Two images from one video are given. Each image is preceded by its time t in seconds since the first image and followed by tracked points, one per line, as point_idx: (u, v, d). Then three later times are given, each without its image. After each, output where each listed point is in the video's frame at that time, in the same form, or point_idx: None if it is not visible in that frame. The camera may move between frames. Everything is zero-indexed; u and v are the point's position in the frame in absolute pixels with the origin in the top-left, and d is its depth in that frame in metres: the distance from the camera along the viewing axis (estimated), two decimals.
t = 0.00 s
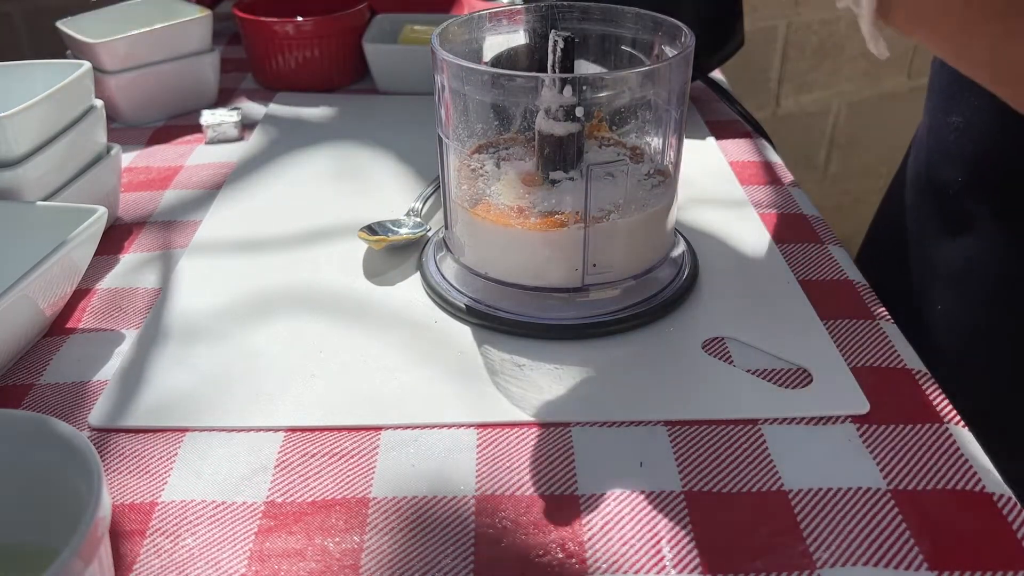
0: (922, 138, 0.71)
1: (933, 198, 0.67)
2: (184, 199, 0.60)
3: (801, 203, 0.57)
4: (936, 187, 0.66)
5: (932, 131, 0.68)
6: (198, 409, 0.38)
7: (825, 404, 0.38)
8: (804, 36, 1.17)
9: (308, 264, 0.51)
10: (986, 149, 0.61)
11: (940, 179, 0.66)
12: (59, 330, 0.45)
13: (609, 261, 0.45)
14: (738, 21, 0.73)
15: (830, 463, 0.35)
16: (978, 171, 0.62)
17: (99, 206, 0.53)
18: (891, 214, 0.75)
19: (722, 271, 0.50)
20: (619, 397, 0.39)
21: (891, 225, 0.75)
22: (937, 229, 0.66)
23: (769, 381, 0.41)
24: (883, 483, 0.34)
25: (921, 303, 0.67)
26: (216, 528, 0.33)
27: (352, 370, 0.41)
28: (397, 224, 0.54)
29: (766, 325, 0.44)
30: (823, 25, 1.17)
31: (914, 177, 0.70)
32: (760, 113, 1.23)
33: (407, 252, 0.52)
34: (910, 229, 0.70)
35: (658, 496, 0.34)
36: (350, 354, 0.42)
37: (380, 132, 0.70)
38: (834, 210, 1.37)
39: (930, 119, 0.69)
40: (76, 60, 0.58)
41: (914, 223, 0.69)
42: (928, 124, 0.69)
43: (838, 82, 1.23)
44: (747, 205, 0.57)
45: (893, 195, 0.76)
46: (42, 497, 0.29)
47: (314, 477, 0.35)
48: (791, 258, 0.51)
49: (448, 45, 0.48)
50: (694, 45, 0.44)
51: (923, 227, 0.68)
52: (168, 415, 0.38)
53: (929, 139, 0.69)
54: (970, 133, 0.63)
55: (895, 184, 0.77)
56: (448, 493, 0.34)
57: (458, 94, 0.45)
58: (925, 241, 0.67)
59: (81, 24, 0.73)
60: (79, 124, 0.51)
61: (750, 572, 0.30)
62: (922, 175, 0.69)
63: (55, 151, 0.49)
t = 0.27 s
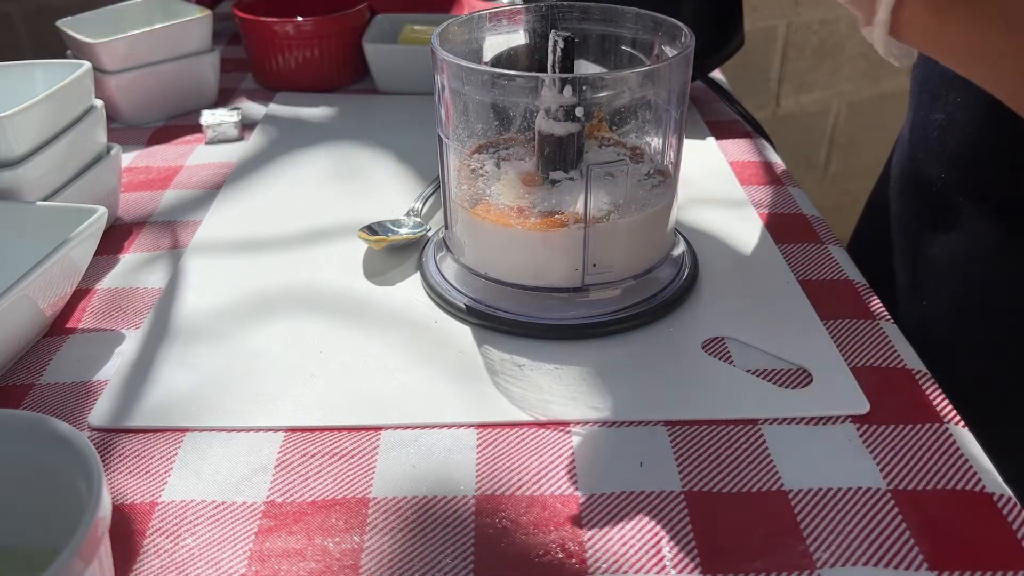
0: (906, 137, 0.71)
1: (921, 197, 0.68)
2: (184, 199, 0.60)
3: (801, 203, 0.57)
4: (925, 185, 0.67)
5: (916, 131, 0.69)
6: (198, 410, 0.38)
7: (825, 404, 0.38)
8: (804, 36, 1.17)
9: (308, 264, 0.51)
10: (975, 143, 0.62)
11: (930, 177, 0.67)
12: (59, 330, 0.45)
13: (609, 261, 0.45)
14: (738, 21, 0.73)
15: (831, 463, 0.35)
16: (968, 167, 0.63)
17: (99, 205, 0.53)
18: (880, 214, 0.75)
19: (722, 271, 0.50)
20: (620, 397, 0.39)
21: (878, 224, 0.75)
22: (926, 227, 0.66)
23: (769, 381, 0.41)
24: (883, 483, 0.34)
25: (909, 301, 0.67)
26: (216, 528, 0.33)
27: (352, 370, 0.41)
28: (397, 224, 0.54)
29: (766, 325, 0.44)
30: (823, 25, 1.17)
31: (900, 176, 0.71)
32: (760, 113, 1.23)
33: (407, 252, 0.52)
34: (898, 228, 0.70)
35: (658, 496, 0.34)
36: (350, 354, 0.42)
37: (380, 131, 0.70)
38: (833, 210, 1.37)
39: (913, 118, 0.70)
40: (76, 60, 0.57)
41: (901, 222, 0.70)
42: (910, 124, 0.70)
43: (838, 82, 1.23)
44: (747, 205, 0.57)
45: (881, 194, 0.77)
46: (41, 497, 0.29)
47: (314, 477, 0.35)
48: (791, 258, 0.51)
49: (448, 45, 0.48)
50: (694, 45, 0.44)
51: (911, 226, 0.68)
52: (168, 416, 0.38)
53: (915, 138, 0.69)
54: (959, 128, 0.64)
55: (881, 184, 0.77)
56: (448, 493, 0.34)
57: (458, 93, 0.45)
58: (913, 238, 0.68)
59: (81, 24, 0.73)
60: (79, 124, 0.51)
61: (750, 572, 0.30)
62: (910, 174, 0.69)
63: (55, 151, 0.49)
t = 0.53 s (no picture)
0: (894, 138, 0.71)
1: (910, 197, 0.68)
2: (184, 199, 0.60)
3: (800, 203, 0.57)
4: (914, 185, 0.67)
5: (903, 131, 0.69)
6: (198, 410, 0.38)
7: (825, 404, 0.38)
8: (804, 36, 1.17)
9: (308, 264, 0.51)
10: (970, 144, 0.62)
11: (918, 177, 0.67)
12: (59, 330, 0.45)
13: (609, 261, 0.45)
14: (738, 21, 0.73)
15: (830, 463, 0.35)
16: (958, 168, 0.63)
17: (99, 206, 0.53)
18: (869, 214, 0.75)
19: (722, 271, 0.50)
20: (619, 397, 0.39)
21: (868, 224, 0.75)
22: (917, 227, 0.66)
23: (769, 381, 0.41)
24: (883, 483, 0.34)
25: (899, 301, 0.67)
26: (216, 528, 0.33)
27: (352, 370, 0.41)
28: (396, 224, 0.54)
29: (765, 325, 0.44)
30: (823, 25, 1.17)
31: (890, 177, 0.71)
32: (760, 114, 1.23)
33: (406, 252, 0.52)
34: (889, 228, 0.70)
35: (658, 496, 0.34)
36: (350, 354, 0.42)
37: (380, 132, 0.70)
38: (833, 210, 1.37)
39: (900, 119, 0.70)
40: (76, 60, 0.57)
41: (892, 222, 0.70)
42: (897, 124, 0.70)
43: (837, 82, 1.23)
44: (746, 205, 0.57)
45: (871, 194, 0.77)
46: (42, 497, 0.29)
47: (314, 477, 0.35)
48: (791, 258, 0.51)
49: (448, 46, 0.48)
50: (694, 45, 0.44)
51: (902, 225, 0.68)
52: (168, 416, 0.38)
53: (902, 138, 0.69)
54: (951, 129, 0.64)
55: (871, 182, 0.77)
56: (448, 493, 0.34)
57: (458, 94, 0.45)
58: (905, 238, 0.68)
59: (81, 24, 0.73)
60: (79, 124, 0.51)
61: (749, 572, 0.30)
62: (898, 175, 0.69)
63: (55, 151, 0.49)
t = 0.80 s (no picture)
0: (892, 136, 0.72)
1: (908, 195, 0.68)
2: (184, 199, 0.60)
3: (801, 203, 0.57)
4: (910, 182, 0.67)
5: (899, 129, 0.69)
6: (198, 410, 0.38)
7: (825, 404, 0.38)
8: (804, 36, 1.17)
9: (308, 264, 0.51)
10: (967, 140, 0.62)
11: (915, 175, 0.67)
12: (59, 330, 0.45)
13: (609, 261, 0.45)
14: (738, 21, 0.73)
15: (831, 463, 0.35)
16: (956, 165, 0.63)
17: (99, 206, 0.53)
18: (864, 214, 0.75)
19: (721, 271, 0.50)
20: (620, 397, 0.39)
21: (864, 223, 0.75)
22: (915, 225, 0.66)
23: (769, 381, 0.41)
24: (883, 483, 0.34)
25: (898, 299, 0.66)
26: (216, 528, 0.33)
27: (352, 370, 0.41)
28: (396, 224, 0.54)
29: (765, 325, 0.44)
30: (823, 25, 1.17)
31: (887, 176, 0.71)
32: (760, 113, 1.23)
33: (406, 252, 0.52)
34: (885, 227, 0.70)
35: (658, 496, 0.34)
36: (350, 353, 0.42)
37: (380, 132, 0.70)
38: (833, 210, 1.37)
39: (896, 117, 0.70)
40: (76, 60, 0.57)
41: (889, 221, 0.70)
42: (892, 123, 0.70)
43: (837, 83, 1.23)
44: (746, 205, 0.57)
45: (868, 193, 0.76)
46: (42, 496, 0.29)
47: (314, 477, 0.35)
48: (791, 258, 0.51)
49: (448, 46, 0.48)
50: (694, 45, 0.44)
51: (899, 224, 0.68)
52: (169, 416, 0.38)
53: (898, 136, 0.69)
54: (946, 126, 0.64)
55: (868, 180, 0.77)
56: (448, 493, 0.34)
57: (458, 94, 0.45)
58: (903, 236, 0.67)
59: (81, 23, 0.73)
60: (79, 124, 0.51)
61: (750, 572, 0.30)
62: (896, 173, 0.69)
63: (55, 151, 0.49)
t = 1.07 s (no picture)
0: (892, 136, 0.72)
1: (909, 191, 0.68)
2: (184, 199, 0.60)
3: (801, 203, 0.57)
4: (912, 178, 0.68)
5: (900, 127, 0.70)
6: (198, 410, 0.38)
7: (825, 404, 0.38)
8: (804, 36, 1.17)
9: (308, 264, 0.51)
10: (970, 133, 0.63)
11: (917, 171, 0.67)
12: (59, 330, 0.45)
13: (609, 261, 0.45)
14: (738, 21, 0.73)
15: (831, 463, 0.35)
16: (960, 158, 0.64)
17: (99, 206, 0.53)
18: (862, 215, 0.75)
19: (722, 271, 0.50)
20: (620, 397, 0.39)
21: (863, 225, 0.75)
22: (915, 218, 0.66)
23: (769, 382, 0.41)
24: (883, 483, 0.34)
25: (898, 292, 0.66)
26: (216, 528, 0.33)
27: (352, 370, 0.41)
28: (396, 224, 0.54)
29: (765, 325, 0.44)
30: (823, 25, 1.17)
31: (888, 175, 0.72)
32: (760, 114, 1.23)
33: (407, 251, 0.52)
34: (886, 224, 0.70)
35: (658, 496, 0.34)
36: (350, 353, 0.42)
37: (380, 132, 0.70)
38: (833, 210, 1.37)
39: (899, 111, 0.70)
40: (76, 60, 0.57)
41: (891, 218, 0.70)
42: (894, 121, 0.71)
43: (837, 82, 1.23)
44: (747, 205, 0.57)
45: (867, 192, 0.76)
46: (42, 497, 0.29)
47: (314, 477, 0.35)
48: (791, 258, 0.51)
49: (448, 46, 0.48)
50: (694, 45, 0.44)
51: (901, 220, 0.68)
52: (169, 416, 0.38)
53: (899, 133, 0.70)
54: (950, 119, 0.65)
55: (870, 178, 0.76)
56: (448, 493, 0.34)
57: (458, 94, 0.45)
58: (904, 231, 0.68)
59: (81, 23, 0.73)
60: (79, 124, 0.51)
61: (750, 572, 0.30)
62: (898, 171, 0.70)
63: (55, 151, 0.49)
